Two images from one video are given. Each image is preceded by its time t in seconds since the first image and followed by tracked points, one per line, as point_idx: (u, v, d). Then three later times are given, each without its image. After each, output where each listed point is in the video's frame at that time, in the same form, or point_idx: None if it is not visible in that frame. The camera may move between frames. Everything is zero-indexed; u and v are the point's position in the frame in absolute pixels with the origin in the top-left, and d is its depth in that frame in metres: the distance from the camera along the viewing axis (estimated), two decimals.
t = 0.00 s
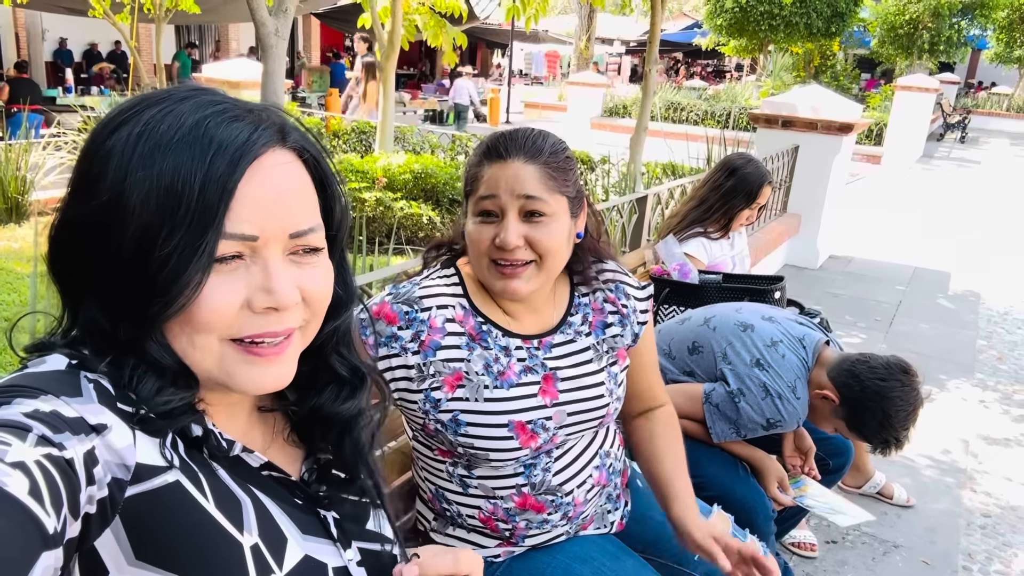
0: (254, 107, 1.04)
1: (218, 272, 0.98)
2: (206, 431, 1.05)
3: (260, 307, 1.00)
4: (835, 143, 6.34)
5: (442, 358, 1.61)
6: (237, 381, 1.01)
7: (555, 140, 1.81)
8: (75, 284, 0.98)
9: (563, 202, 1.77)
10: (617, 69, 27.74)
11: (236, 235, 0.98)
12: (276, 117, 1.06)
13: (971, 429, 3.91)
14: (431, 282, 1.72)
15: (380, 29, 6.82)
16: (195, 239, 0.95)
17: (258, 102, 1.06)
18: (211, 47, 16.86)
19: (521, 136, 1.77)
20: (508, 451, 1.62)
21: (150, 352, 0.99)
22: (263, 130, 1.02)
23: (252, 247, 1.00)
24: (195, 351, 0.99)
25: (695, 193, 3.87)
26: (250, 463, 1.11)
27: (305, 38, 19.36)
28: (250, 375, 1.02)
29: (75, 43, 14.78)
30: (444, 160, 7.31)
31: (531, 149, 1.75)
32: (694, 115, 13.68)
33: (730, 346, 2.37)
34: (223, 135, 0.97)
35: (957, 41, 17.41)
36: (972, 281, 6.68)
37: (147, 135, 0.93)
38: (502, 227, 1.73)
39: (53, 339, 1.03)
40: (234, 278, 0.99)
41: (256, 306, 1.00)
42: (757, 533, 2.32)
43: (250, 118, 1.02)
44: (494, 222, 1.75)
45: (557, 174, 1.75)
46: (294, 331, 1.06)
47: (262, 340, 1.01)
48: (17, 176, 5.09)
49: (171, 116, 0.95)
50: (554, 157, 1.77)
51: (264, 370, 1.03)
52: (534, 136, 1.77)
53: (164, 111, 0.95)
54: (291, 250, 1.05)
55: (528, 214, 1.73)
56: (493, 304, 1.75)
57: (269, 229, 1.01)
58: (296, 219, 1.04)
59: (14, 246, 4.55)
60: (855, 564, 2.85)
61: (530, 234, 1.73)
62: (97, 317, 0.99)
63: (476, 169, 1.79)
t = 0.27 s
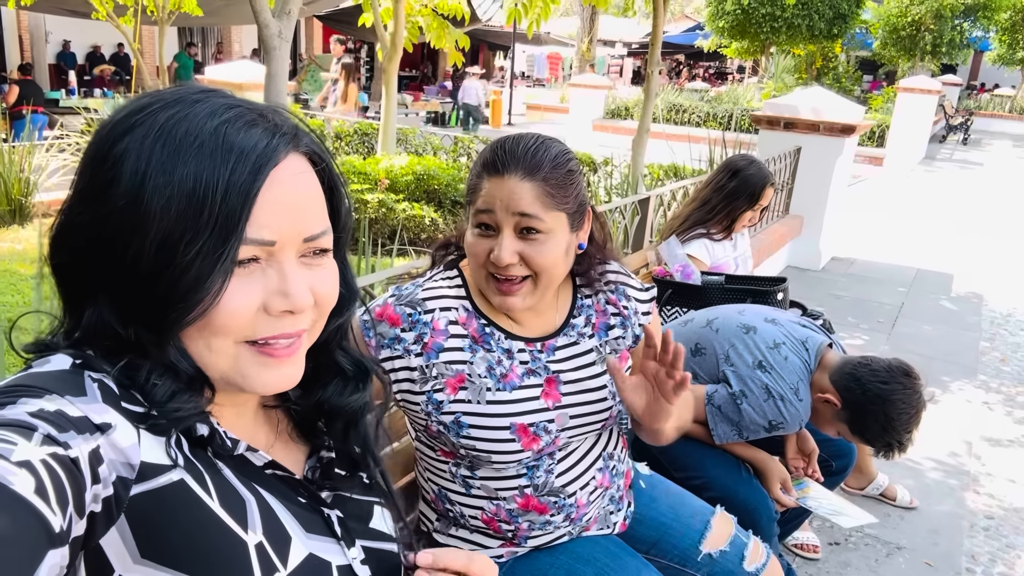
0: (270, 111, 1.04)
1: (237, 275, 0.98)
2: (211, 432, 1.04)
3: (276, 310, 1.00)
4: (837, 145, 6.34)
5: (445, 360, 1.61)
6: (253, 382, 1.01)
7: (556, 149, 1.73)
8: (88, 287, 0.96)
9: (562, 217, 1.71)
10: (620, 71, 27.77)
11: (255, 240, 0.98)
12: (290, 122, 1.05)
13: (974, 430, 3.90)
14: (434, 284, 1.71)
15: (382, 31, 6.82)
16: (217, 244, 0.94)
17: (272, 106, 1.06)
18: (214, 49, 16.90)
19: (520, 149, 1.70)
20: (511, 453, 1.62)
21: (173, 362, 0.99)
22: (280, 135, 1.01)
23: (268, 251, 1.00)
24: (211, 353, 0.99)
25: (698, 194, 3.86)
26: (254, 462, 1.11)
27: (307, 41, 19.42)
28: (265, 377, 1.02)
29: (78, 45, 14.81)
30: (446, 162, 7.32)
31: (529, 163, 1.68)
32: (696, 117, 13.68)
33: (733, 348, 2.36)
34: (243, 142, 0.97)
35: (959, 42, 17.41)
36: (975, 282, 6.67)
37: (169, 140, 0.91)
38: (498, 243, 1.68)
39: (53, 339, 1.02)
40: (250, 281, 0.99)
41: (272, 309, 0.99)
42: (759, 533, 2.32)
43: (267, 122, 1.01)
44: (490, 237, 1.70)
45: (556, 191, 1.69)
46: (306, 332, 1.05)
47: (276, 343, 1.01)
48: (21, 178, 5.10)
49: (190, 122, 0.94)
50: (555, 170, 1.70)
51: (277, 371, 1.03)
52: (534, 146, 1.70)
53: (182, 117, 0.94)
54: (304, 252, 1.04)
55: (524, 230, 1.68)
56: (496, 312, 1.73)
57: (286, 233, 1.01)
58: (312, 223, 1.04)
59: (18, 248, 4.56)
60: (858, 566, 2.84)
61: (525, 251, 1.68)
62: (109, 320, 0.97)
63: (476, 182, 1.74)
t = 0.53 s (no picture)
0: (270, 111, 1.04)
1: (244, 275, 0.98)
2: (214, 433, 1.04)
3: (282, 309, 1.00)
4: (844, 147, 6.31)
5: (450, 366, 1.60)
6: (260, 381, 1.01)
7: (559, 154, 1.72)
8: (92, 291, 0.96)
9: (566, 223, 1.70)
10: (626, 73, 27.77)
11: (259, 240, 0.98)
12: (288, 120, 1.06)
13: (981, 433, 3.88)
14: (440, 289, 1.71)
15: (389, 34, 6.82)
16: (223, 244, 0.94)
17: (271, 106, 1.06)
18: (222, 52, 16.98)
19: (522, 154, 1.68)
20: (516, 459, 1.62)
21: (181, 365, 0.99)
22: (281, 134, 1.02)
23: (273, 250, 1.00)
24: (220, 354, 0.99)
25: (704, 196, 3.85)
26: (257, 464, 1.10)
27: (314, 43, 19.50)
28: (273, 376, 1.02)
29: (87, 48, 14.90)
30: (452, 164, 7.33)
31: (532, 169, 1.66)
32: (703, 119, 13.66)
33: (738, 351, 2.35)
34: (243, 142, 0.97)
35: (967, 44, 17.35)
36: (983, 284, 6.64)
37: (170, 142, 0.92)
38: (503, 250, 1.67)
39: (57, 341, 1.02)
40: (256, 281, 0.99)
41: (279, 308, 0.99)
42: (766, 536, 2.31)
43: (267, 122, 1.02)
44: (495, 243, 1.69)
45: (560, 198, 1.68)
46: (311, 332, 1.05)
47: (283, 342, 1.01)
48: (29, 180, 5.13)
49: (191, 123, 0.94)
50: (559, 175, 1.68)
51: (284, 371, 1.03)
52: (538, 151, 1.69)
53: (183, 119, 0.94)
54: (308, 249, 1.05)
55: (528, 236, 1.67)
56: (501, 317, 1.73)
57: (290, 231, 1.01)
58: (314, 221, 1.04)
59: (26, 250, 4.58)
60: (865, 569, 2.83)
61: (530, 257, 1.67)
62: (114, 324, 0.97)
63: (478, 189, 1.72)
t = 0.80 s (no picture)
0: (271, 108, 1.04)
1: (244, 270, 0.98)
2: (216, 430, 1.04)
3: (283, 305, 0.99)
4: (854, 149, 6.27)
5: (455, 364, 1.60)
6: (260, 375, 1.01)
7: (562, 149, 1.73)
8: (93, 287, 0.96)
9: (572, 216, 1.70)
10: (635, 75, 27.74)
11: (260, 235, 0.98)
12: (289, 116, 1.06)
13: (992, 437, 3.85)
14: (445, 287, 1.70)
15: (398, 35, 6.82)
16: (223, 239, 0.94)
17: (272, 103, 1.06)
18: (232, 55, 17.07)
19: (526, 149, 1.69)
20: (520, 458, 1.61)
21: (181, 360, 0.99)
22: (282, 130, 1.02)
23: (273, 246, 1.00)
24: (220, 349, 0.99)
25: (712, 197, 3.84)
26: (258, 462, 1.10)
27: (324, 46, 19.59)
28: (274, 370, 1.02)
29: (99, 51, 15.00)
30: (460, 166, 7.33)
31: (536, 163, 1.67)
32: (712, 121, 13.63)
33: (744, 352, 2.34)
34: (243, 136, 0.97)
35: (979, 46, 17.25)
36: (994, 288, 6.59)
37: (171, 137, 0.92)
38: (508, 244, 1.68)
39: (60, 339, 1.02)
40: (256, 277, 0.98)
41: (280, 304, 0.99)
42: (772, 539, 2.30)
43: (268, 118, 1.02)
44: (500, 238, 1.70)
45: (564, 190, 1.68)
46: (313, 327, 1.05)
47: (282, 337, 1.01)
48: (40, 181, 5.17)
49: (191, 119, 0.94)
50: (562, 169, 1.69)
51: (284, 365, 1.02)
52: (540, 145, 1.70)
53: (183, 114, 0.94)
54: (309, 245, 1.04)
55: (534, 230, 1.67)
56: (507, 314, 1.73)
57: (291, 227, 1.01)
58: (315, 217, 1.04)
59: (37, 250, 4.61)
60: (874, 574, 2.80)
61: (536, 251, 1.67)
62: (116, 320, 0.97)
63: (482, 184, 1.72)
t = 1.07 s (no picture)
0: (281, 112, 1.04)
1: (244, 274, 0.97)
2: (219, 431, 1.03)
3: (283, 310, 0.99)
4: (869, 154, 6.23)
5: (461, 363, 1.59)
6: (259, 378, 1.00)
7: (563, 144, 1.72)
8: (97, 283, 0.97)
9: (575, 208, 1.70)
10: (649, 80, 27.69)
11: (262, 240, 0.98)
12: (300, 122, 1.06)
13: (1009, 445, 3.79)
14: (450, 288, 1.70)
15: (411, 39, 6.83)
16: (225, 243, 0.94)
17: (282, 107, 1.06)
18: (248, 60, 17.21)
19: (528, 144, 1.69)
20: (526, 458, 1.60)
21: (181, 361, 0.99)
22: (290, 135, 1.02)
23: (276, 251, 0.99)
24: (219, 352, 0.98)
25: (724, 202, 3.82)
26: (261, 463, 1.09)
27: (339, 52, 19.72)
28: (273, 374, 1.00)
29: (117, 56, 15.17)
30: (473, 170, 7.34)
31: (538, 156, 1.67)
32: (726, 126, 13.57)
33: (752, 354, 2.32)
34: (251, 141, 0.97)
35: (997, 50, 17.08)
36: (1012, 294, 6.51)
37: (178, 139, 0.92)
38: (513, 238, 1.67)
39: (65, 337, 1.02)
40: (257, 281, 0.98)
41: (280, 309, 0.99)
42: (783, 546, 2.27)
43: (277, 123, 1.02)
44: (505, 233, 1.69)
45: (567, 181, 1.68)
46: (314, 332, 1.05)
47: (282, 341, 1.00)
48: (58, 185, 5.22)
49: (199, 121, 0.94)
50: (565, 162, 1.68)
51: (286, 369, 1.01)
52: (542, 141, 1.70)
53: (191, 117, 0.94)
54: (312, 252, 1.04)
55: (539, 223, 1.67)
56: (513, 312, 1.72)
57: (294, 233, 1.01)
58: (319, 222, 1.04)
59: (53, 253, 4.66)
60: None
61: (541, 244, 1.66)
62: (120, 319, 0.98)
63: (486, 180, 1.72)
